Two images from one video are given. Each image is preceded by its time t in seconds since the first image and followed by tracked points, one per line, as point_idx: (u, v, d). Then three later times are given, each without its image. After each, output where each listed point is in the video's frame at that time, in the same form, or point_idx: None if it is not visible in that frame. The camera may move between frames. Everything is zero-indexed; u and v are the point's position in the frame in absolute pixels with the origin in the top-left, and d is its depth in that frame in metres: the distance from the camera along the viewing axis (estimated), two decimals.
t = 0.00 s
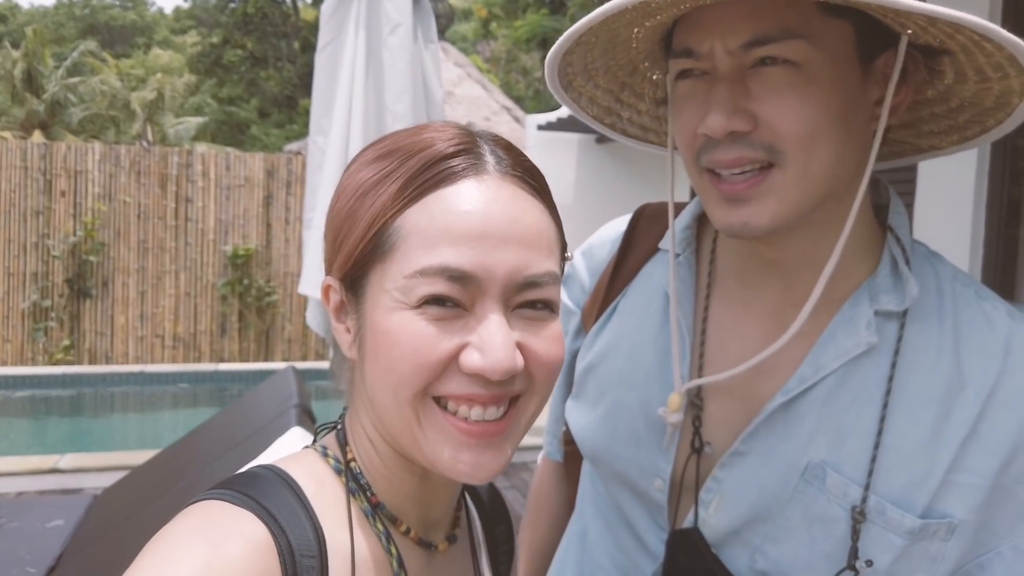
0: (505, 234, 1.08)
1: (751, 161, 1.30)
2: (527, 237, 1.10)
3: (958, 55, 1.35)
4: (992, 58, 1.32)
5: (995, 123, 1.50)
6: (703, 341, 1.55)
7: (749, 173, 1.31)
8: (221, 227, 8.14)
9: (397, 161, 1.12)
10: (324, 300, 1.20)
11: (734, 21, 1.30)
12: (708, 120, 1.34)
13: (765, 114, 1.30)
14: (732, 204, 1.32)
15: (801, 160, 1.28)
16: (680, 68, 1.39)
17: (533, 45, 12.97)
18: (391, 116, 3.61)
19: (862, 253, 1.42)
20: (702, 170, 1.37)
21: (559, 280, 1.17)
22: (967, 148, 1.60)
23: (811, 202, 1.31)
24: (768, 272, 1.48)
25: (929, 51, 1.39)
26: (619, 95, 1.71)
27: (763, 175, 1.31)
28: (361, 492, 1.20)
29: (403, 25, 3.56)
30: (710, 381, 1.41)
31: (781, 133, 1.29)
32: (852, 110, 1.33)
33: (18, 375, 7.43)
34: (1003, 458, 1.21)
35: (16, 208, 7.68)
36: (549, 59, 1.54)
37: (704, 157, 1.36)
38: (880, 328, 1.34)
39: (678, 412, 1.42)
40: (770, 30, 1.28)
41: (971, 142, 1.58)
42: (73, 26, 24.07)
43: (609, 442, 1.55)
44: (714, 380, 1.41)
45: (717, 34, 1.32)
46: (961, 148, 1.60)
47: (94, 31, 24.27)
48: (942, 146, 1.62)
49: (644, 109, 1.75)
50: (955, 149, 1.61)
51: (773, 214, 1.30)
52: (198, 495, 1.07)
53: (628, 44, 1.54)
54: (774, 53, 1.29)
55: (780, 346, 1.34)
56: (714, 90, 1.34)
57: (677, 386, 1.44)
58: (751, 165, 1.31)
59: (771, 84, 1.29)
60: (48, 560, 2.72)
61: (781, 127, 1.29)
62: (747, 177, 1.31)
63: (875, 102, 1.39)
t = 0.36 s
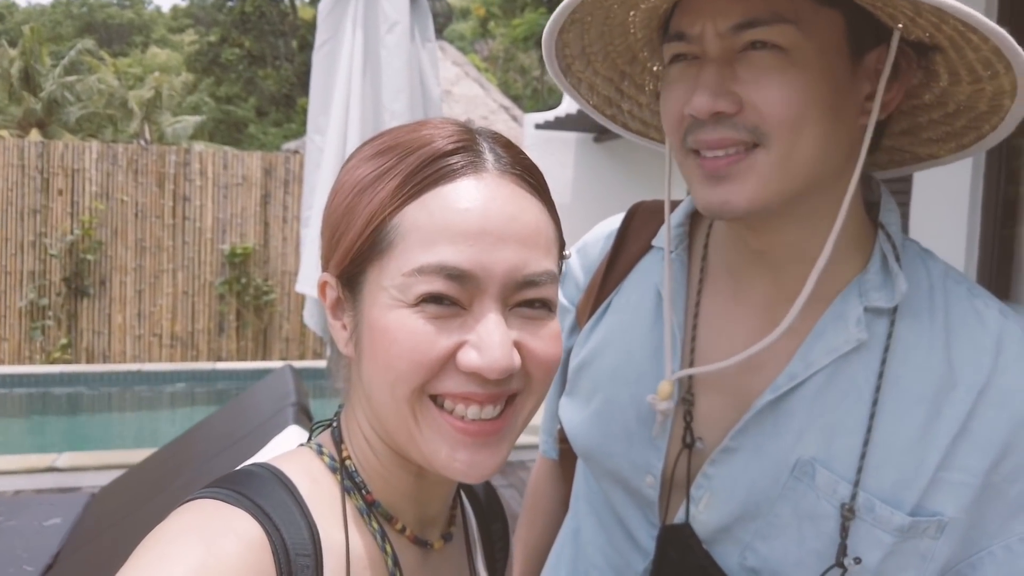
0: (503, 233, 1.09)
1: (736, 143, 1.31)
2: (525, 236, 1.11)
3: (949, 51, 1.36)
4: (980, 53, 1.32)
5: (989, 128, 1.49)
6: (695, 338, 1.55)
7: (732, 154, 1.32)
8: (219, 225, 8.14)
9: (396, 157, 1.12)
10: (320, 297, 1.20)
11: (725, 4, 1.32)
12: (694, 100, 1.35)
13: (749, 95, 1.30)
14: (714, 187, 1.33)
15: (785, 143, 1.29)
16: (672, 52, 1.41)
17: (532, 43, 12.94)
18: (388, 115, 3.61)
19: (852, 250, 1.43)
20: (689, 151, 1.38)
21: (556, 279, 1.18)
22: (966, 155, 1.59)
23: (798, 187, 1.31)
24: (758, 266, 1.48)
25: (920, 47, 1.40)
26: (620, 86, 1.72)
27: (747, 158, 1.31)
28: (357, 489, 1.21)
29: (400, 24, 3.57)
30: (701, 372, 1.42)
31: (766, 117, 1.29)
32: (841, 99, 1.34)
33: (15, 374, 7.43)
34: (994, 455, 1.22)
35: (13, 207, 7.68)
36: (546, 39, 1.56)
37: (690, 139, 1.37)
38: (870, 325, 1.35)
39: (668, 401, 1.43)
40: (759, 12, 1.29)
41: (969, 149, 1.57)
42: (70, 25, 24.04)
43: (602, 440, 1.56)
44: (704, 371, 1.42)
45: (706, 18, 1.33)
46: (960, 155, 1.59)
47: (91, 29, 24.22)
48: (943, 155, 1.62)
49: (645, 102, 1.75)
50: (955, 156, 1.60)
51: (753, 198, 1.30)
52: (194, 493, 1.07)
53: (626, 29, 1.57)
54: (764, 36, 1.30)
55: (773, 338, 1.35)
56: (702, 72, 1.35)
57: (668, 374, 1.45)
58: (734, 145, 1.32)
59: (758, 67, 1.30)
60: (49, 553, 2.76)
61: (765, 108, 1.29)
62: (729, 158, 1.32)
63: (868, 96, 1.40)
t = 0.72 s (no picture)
0: (493, 220, 1.09)
1: (715, 130, 1.33)
2: (515, 223, 1.11)
3: (934, 41, 1.37)
4: (962, 43, 1.33)
5: (978, 124, 1.49)
6: (682, 331, 1.56)
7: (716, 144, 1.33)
8: (218, 224, 8.14)
9: (383, 149, 1.13)
10: (309, 293, 1.21)
11: None
12: (676, 86, 1.36)
13: (731, 83, 1.31)
14: (698, 179, 1.34)
15: (767, 134, 1.30)
16: (657, 38, 1.42)
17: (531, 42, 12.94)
18: (384, 112, 3.60)
19: (839, 242, 1.44)
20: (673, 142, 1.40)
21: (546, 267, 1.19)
22: (956, 154, 1.59)
23: (779, 177, 1.32)
24: (742, 257, 1.49)
25: (906, 39, 1.40)
26: (612, 73, 1.73)
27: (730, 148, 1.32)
28: (348, 483, 1.21)
29: (396, 21, 3.58)
30: (688, 362, 1.43)
31: (749, 105, 1.30)
32: (823, 87, 1.34)
33: (13, 373, 7.43)
34: (980, 444, 1.23)
35: (12, 205, 7.69)
36: (535, 21, 1.56)
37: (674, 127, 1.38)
38: (855, 315, 1.36)
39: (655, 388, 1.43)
40: None
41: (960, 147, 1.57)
42: (68, 23, 24.02)
43: (590, 433, 1.57)
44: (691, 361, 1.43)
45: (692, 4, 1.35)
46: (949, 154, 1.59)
47: (90, 28, 24.18)
48: (932, 151, 1.62)
49: (637, 90, 1.76)
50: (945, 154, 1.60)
51: (735, 190, 1.31)
52: (185, 488, 1.07)
53: (615, 15, 1.59)
54: (747, 22, 1.31)
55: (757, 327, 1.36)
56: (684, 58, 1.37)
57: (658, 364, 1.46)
58: (718, 137, 1.34)
59: (741, 54, 1.31)
60: (48, 547, 2.74)
61: (744, 96, 1.30)
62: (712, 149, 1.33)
63: (852, 87, 1.40)
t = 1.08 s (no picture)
0: (489, 217, 1.10)
1: (725, 129, 1.32)
2: (510, 219, 1.12)
3: (936, 47, 1.39)
4: (971, 49, 1.35)
5: (958, 129, 1.52)
6: (672, 331, 1.56)
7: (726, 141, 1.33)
8: (217, 223, 8.14)
9: (377, 143, 1.12)
10: (302, 287, 1.21)
11: None
12: (688, 79, 1.35)
13: (748, 80, 1.31)
14: (702, 175, 1.33)
15: (777, 135, 1.30)
16: (662, 30, 1.40)
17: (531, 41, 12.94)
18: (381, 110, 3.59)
19: (830, 240, 1.44)
20: (676, 137, 1.39)
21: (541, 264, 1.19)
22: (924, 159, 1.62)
23: (782, 177, 1.33)
24: (731, 259, 1.49)
25: (905, 43, 1.42)
26: (592, 62, 1.71)
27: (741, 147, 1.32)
28: (342, 480, 1.22)
29: (395, 19, 3.58)
30: (680, 360, 1.43)
31: (761, 104, 1.30)
32: (829, 88, 1.35)
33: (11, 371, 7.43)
34: (969, 443, 1.23)
35: (11, 204, 7.68)
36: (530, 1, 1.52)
37: (680, 123, 1.37)
38: (845, 317, 1.36)
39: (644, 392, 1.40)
40: None
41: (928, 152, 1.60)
42: (68, 22, 24.02)
43: (579, 435, 1.57)
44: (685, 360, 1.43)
45: None
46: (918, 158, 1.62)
47: (89, 26, 24.19)
48: (900, 155, 1.63)
49: (613, 83, 1.76)
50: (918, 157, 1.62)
51: (745, 186, 1.31)
52: (177, 485, 1.07)
53: (609, 2, 1.56)
54: (765, 17, 1.30)
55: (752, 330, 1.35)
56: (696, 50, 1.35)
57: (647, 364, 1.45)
58: (731, 133, 1.32)
59: (757, 51, 1.31)
60: (45, 545, 2.73)
61: (760, 95, 1.30)
62: (723, 146, 1.33)
63: (853, 88, 1.41)
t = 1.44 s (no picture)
0: (484, 210, 1.10)
1: (742, 145, 1.30)
2: (507, 212, 1.12)
3: (933, 39, 1.39)
4: (972, 43, 1.36)
5: (943, 109, 1.55)
6: (674, 325, 1.56)
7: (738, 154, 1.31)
8: (216, 221, 8.14)
9: (374, 135, 1.12)
10: (300, 278, 1.21)
11: None
12: (702, 98, 1.32)
13: (762, 95, 1.30)
14: (722, 188, 1.33)
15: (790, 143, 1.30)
16: (666, 44, 1.37)
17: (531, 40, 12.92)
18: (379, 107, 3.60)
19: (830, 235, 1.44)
20: (688, 153, 1.36)
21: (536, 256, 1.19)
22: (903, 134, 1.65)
23: (793, 182, 1.32)
24: (733, 255, 1.49)
25: (900, 35, 1.43)
26: (579, 70, 1.69)
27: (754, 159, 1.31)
28: (340, 471, 1.22)
29: (393, 16, 3.58)
30: (685, 368, 1.42)
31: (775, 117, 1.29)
32: (837, 90, 1.35)
33: (11, 369, 7.44)
34: (968, 433, 1.23)
35: (10, 201, 7.67)
36: (528, 25, 1.48)
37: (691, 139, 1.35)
38: (845, 309, 1.36)
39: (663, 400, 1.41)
40: (774, 4, 1.29)
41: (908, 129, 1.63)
42: (67, 20, 24.01)
43: (579, 429, 1.57)
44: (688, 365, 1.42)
45: (710, 8, 1.31)
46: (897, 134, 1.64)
47: (88, 25, 24.22)
48: (881, 130, 1.65)
49: (597, 87, 1.75)
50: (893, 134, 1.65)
51: (760, 196, 1.32)
52: (174, 474, 1.08)
53: (604, 14, 1.52)
54: (776, 29, 1.29)
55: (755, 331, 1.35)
56: (706, 67, 1.33)
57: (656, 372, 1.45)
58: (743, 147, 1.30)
59: (771, 64, 1.29)
60: (43, 542, 2.73)
61: (774, 109, 1.29)
62: (737, 159, 1.31)
63: (854, 85, 1.42)
